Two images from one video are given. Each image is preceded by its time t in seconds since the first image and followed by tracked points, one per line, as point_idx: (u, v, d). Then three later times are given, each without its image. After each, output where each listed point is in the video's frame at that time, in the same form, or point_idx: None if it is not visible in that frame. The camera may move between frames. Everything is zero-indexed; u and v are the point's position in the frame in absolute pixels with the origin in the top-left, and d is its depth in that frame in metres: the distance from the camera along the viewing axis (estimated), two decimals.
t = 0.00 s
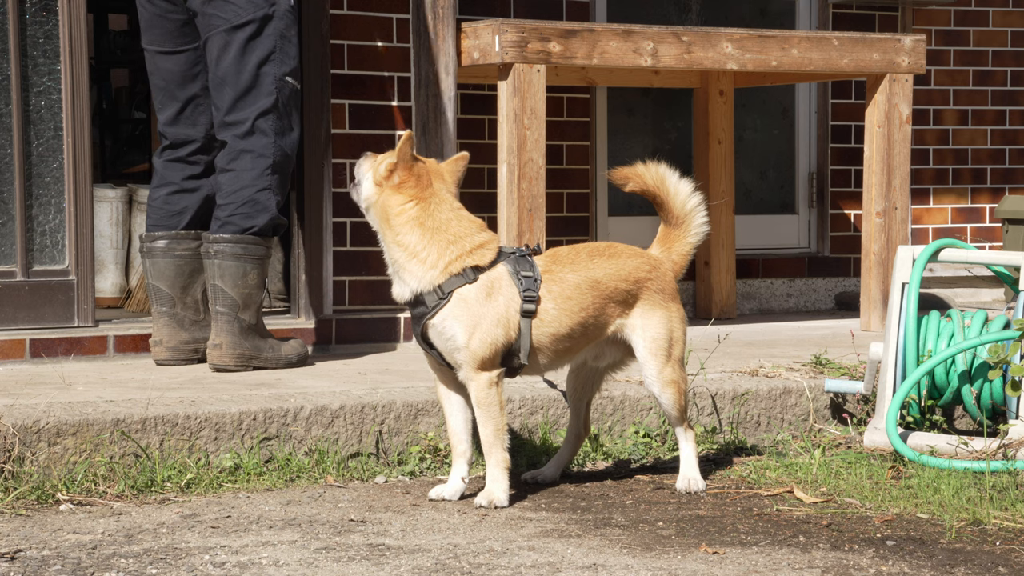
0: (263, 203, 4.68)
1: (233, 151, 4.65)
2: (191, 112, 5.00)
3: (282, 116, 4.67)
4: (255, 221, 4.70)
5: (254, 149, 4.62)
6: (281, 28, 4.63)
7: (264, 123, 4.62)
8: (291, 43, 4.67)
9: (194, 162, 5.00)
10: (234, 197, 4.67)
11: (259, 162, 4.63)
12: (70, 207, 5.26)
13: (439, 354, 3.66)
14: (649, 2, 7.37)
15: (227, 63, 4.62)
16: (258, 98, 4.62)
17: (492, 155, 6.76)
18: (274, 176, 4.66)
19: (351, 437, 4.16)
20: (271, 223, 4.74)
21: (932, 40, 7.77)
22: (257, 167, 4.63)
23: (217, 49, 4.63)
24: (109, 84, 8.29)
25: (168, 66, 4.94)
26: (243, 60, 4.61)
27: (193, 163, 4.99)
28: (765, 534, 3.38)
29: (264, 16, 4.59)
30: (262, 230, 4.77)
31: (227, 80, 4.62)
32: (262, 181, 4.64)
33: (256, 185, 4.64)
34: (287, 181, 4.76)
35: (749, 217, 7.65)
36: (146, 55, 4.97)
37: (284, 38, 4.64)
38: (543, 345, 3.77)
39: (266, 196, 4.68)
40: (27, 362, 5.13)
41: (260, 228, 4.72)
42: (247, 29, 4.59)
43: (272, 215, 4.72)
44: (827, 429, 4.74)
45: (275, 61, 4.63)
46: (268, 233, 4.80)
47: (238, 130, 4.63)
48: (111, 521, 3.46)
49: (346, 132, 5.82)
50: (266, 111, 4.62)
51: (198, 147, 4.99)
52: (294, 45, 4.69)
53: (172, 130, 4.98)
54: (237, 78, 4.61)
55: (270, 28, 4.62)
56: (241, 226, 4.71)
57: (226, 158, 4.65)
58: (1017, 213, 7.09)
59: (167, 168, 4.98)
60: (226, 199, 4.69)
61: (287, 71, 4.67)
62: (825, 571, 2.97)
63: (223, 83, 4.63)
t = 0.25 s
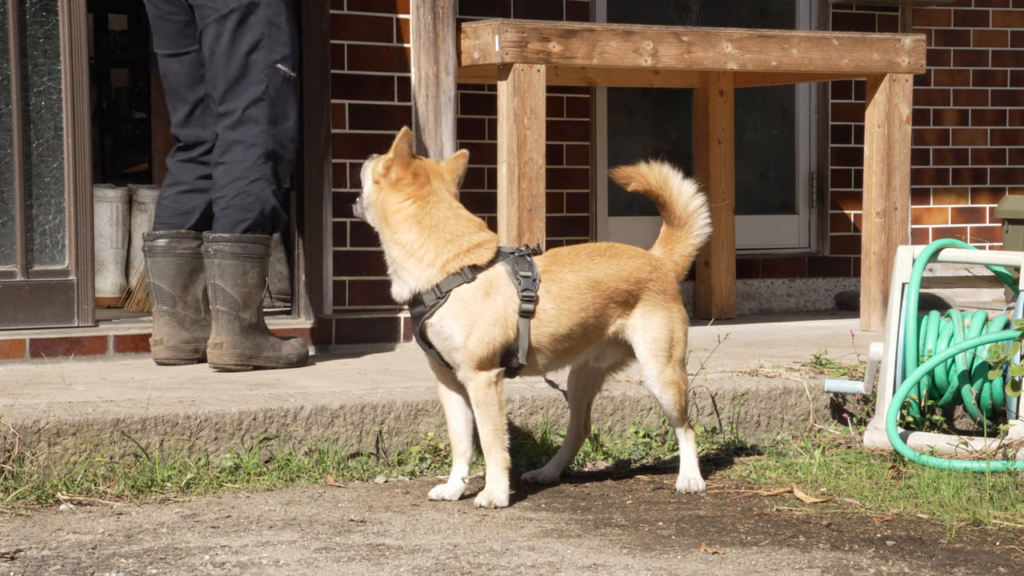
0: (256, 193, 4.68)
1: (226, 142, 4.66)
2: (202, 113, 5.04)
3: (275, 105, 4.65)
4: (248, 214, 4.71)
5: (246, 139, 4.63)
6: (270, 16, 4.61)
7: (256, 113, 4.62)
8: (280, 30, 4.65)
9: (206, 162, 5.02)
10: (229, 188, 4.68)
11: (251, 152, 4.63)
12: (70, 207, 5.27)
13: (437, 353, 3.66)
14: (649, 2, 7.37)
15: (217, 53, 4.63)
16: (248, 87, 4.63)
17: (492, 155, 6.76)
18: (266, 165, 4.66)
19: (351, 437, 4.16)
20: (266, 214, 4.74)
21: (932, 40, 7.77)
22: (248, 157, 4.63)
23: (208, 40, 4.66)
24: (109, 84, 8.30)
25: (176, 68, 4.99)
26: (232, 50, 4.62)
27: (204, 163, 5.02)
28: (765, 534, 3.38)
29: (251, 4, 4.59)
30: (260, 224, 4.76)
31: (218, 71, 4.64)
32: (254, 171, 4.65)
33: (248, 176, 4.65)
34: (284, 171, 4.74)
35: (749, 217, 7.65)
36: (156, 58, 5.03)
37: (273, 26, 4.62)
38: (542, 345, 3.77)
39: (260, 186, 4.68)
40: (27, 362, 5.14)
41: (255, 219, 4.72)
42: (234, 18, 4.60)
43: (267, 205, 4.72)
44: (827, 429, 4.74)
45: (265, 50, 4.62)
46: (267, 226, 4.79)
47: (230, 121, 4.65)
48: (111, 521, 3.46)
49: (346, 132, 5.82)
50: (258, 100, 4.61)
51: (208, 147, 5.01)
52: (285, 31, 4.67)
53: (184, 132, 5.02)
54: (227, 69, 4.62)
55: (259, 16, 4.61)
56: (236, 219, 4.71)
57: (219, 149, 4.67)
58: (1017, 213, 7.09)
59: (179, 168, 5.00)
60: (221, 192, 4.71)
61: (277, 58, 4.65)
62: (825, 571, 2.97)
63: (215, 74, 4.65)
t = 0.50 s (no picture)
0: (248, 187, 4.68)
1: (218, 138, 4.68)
2: (196, 112, 5.03)
3: (264, 97, 4.65)
4: (242, 210, 4.70)
5: (236, 133, 4.64)
6: (256, 9, 4.61)
7: (245, 106, 4.63)
8: (267, 22, 4.65)
9: (199, 161, 5.00)
10: (221, 183, 4.69)
11: (241, 145, 4.64)
12: (70, 207, 5.27)
13: (437, 353, 3.66)
14: (648, 2, 7.37)
15: (206, 49, 4.66)
16: (236, 81, 4.64)
17: (492, 155, 6.76)
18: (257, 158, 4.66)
19: (351, 437, 4.16)
20: (260, 208, 4.73)
21: (932, 40, 7.77)
22: (239, 151, 4.64)
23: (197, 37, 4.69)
24: (109, 84, 8.30)
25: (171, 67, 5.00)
26: (221, 45, 4.64)
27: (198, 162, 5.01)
28: (765, 534, 3.38)
29: None
30: (256, 218, 4.75)
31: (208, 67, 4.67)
32: (245, 164, 4.65)
33: (239, 170, 4.65)
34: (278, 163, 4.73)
35: (749, 217, 7.65)
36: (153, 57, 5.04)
37: (259, 19, 4.62)
38: (542, 345, 3.77)
39: (252, 180, 4.67)
40: (27, 362, 5.14)
41: (249, 214, 4.72)
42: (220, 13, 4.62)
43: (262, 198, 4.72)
44: (827, 429, 4.74)
45: (253, 43, 4.63)
46: (264, 222, 4.78)
47: (220, 116, 4.67)
48: (111, 521, 3.46)
49: (346, 132, 5.81)
50: (247, 94, 4.62)
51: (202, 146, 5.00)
52: (272, 23, 4.66)
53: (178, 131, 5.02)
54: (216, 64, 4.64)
55: (245, 10, 4.61)
56: (233, 213, 4.71)
57: (211, 146, 4.69)
58: (1018, 213, 7.09)
59: (173, 167, 4.98)
60: (216, 188, 4.72)
61: (265, 51, 4.65)
62: (825, 571, 2.97)
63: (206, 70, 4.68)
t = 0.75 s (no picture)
0: (236, 185, 4.63)
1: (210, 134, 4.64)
2: (185, 110, 5.01)
3: (259, 97, 4.63)
4: (226, 206, 4.66)
5: (229, 129, 4.61)
6: (256, 9, 4.60)
7: (239, 104, 4.60)
8: (266, 22, 4.63)
9: (189, 160, 5.00)
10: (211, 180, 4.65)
11: (233, 143, 4.60)
12: (70, 207, 5.27)
13: (436, 353, 3.67)
14: (648, 3, 7.37)
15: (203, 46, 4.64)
16: (233, 79, 4.61)
17: (492, 155, 6.76)
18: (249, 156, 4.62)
19: (351, 437, 4.16)
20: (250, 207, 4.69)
21: (932, 40, 7.77)
22: (230, 148, 4.61)
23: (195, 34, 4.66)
24: (109, 83, 8.30)
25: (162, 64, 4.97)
26: (219, 42, 4.62)
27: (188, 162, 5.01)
28: (765, 534, 3.38)
29: None
30: (244, 217, 4.71)
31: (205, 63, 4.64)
32: (235, 161, 4.61)
33: (228, 167, 4.61)
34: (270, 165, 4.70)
35: (749, 217, 7.65)
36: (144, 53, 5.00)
37: (258, 19, 4.61)
38: (541, 345, 3.77)
39: (242, 178, 4.63)
40: (27, 362, 5.14)
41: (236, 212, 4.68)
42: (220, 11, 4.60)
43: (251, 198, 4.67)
44: (827, 429, 4.74)
45: (251, 42, 4.61)
46: (252, 221, 4.73)
47: (213, 113, 4.63)
48: (111, 521, 3.46)
49: (346, 132, 5.82)
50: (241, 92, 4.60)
51: (191, 146, 4.99)
52: (271, 23, 4.65)
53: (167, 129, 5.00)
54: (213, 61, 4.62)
55: (244, 9, 4.60)
56: (219, 210, 4.67)
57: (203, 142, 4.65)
58: (1018, 213, 7.09)
59: (161, 167, 4.98)
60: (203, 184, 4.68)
61: (263, 50, 4.63)
62: (825, 571, 2.97)
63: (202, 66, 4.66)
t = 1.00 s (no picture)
0: (243, 190, 4.63)
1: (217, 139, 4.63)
2: (176, 111, 4.98)
3: (268, 105, 4.63)
4: (233, 209, 4.64)
5: (237, 135, 4.59)
6: (267, 17, 4.60)
7: (249, 111, 4.59)
8: (277, 33, 4.64)
9: (180, 162, 5.00)
10: (217, 185, 4.63)
11: (241, 149, 4.59)
12: (70, 207, 5.27)
13: (436, 353, 3.67)
14: (648, 2, 7.37)
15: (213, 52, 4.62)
16: (243, 88, 4.60)
17: (492, 155, 6.76)
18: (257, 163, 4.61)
19: (351, 437, 4.16)
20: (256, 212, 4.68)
21: (932, 40, 7.77)
22: (238, 155, 4.59)
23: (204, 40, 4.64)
24: (109, 84, 8.29)
25: (156, 62, 4.94)
26: (230, 49, 4.60)
27: (179, 163, 5.01)
28: (765, 534, 3.38)
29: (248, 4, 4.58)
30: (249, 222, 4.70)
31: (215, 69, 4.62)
32: (243, 167, 4.60)
33: (235, 172, 4.60)
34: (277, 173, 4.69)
35: (749, 217, 7.65)
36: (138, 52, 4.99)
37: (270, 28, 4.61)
38: (541, 345, 3.77)
39: (248, 184, 4.62)
40: (27, 362, 5.14)
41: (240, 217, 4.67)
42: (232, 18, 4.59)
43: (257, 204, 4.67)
44: (827, 429, 4.74)
45: (262, 50, 4.61)
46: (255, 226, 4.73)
47: (221, 118, 4.61)
48: (111, 521, 3.46)
49: (346, 132, 5.81)
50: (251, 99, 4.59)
51: (182, 147, 4.98)
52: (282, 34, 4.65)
53: (157, 130, 4.98)
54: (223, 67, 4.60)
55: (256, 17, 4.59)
56: (224, 212, 4.65)
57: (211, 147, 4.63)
58: (1018, 213, 7.09)
59: (153, 168, 4.99)
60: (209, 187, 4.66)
61: (273, 61, 4.64)
62: (825, 571, 2.97)
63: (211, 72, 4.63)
